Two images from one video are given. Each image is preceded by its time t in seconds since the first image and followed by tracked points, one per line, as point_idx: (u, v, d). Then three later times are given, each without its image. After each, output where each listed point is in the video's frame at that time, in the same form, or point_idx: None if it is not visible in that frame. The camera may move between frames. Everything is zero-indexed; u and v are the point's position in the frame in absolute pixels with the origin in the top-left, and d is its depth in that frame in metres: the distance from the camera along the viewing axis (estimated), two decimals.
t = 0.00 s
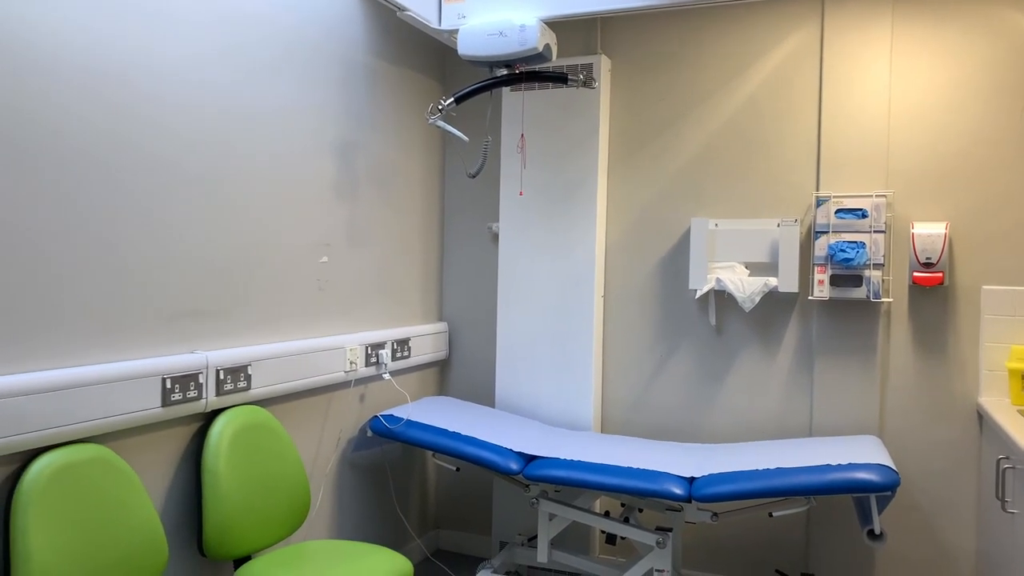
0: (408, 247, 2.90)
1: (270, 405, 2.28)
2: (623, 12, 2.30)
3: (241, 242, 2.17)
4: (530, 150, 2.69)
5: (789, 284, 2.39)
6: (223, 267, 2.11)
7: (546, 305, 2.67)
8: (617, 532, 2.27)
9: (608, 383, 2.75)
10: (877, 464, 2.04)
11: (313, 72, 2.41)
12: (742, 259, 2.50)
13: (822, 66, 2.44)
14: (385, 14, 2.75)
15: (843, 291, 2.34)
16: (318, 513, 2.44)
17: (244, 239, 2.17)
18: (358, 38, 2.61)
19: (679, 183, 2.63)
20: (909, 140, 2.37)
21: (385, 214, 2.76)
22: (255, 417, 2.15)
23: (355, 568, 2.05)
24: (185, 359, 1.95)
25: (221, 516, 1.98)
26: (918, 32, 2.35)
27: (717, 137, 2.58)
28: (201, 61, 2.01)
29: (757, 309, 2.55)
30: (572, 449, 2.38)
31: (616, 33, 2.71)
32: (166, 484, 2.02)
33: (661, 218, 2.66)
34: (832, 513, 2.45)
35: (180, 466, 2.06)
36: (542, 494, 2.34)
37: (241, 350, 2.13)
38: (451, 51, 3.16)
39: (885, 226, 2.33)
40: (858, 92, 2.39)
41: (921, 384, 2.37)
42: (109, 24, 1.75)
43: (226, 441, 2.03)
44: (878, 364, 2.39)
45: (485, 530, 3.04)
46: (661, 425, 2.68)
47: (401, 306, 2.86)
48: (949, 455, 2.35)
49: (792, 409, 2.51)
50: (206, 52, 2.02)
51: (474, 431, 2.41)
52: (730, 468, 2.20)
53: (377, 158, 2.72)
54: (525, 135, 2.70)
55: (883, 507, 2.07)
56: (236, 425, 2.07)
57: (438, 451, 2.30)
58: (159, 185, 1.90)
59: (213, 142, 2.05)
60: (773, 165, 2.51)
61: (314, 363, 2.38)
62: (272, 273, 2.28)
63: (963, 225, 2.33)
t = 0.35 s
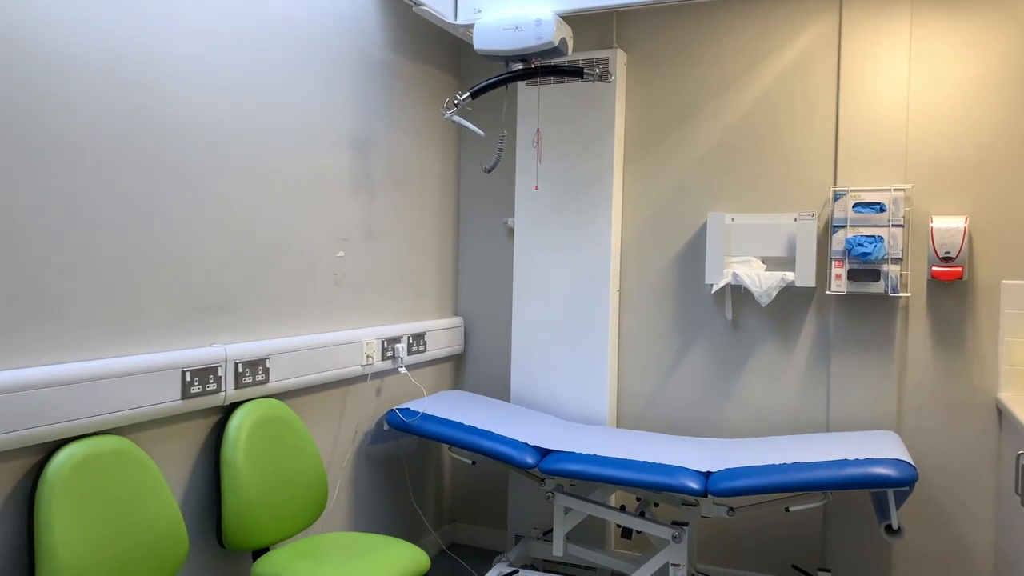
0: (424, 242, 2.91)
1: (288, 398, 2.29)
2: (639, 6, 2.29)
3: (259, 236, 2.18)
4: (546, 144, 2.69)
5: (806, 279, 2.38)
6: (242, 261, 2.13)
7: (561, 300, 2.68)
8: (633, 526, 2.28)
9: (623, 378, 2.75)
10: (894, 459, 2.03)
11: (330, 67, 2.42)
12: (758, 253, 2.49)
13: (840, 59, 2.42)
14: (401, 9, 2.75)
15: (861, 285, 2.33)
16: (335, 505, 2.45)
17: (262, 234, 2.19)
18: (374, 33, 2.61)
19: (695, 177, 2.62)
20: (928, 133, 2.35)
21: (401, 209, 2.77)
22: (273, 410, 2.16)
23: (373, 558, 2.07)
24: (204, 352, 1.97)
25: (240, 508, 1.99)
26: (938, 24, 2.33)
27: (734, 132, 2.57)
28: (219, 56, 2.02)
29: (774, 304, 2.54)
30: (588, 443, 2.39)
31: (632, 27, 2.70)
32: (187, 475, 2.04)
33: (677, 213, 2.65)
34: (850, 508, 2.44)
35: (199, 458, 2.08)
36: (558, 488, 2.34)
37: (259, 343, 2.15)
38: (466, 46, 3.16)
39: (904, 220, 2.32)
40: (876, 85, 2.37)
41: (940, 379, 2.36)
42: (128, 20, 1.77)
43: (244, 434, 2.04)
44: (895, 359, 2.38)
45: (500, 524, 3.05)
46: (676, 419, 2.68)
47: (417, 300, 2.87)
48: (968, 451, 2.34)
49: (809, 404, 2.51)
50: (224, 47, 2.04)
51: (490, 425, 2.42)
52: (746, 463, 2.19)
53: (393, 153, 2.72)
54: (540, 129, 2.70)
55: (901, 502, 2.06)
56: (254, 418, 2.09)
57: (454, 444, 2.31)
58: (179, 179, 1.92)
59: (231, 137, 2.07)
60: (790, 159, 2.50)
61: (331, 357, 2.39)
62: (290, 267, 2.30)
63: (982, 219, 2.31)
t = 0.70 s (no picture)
0: (439, 237, 2.92)
1: (305, 391, 2.31)
2: None
3: (276, 230, 2.20)
4: (561, 139, 2.69)
5: (823, 273, 2.37)
6: (259, 255, 2.14)
7: (576, 294, 2.68)
8: (648, 520, 2.28)
9: (638, 372, 2.75)
10: (911, 454, 2.02)
11: (345, 61, 2.43)
12: (775, 248, 2.48)
13: (857, 51, 2.41)
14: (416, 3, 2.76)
15: (878, 279, 2.31)
16: (351, 498, 2.47)
17: (279, 228, 2.21)
18: (389, 27, 2.62)
19: (711, 171, 2.62)
20: (947, 125, 2.33)
21: (416, 204, 2.78)
22: (291, 403, 2.18)
23: (390, 551, 2.08)
24: (222, 345, 1.99)
25: (258, 499, 2.01)
26: (958, 14, 2.30)
27: (750, 125, 2.56)
28: (235, 51, 2.03)
29: (790, 298, 2.53)
30: (603, 437, 2.39)
31: (647, 20, 2.70)
32: (205, 467, 2.06)
33: (692, 207, 2.65)
34: (867, 503, 2.43)
35: (217, 450, 2.09)
36: (572, 482, 2.36)
37: (277, 336, 2.16)
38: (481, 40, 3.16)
39: (922, 214, 2.31)
40: (894, 77, 2.35)
41: (958, 374, 2.34)
42: (145, 15, 1.79)
43: (262, 426, 2.06)
44: (913, 353, 2.36)
45: (515, 518, 3.06)
46: (692, 414, 2.67)
47: (432, 294, 2.88)
48: (986, 446, 2.32)
49: (826, 399, 2.50)
50: (241, 42, 2.05)
51: (505, 419, 2.42)
52: (763, 457, 2.19)
53: (409, 148, 2.73)
54: (556, 123, 2.70)
55: (919, 497, 2.04)
56: (272, 410, 2.11)
57: (470, 437, 2.32)
58: (196, 174, 1.93)
59: (248, 131, 2.08)
60: (807, 153, 2.49)
61: (348, 350, 2.40)
62: (307, 261, 2.31)
63: (1002, 213, 2.29)
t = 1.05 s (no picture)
0: (454, 231, 2.92)
1: (321, 384, 2.32)
2: None
3: (293, 224, 2.21)
4: (576, 132, 2.69)
5: (841, 267, 2.36)
6: (276, 249, 2.16)
7: (591, 288, 2.67)
8: (663, 514, 2.27)
9: (654, 367, 2.75)
10: (930, 449, 2.00)
11: (361, 55, 2.43)
12: (792, 242, 2.47)
13: (876, 43, 2.39)
14: None
15: (896, 273, 2.30)
16: (367, 490, 2.48)
17: (296, 222, 2.22)
18: (405, 21, 2.63)
19: (727, 164, 2.61)
20: (967, 118, 2.30)
21: (431, 198, 2.79)
22: (307, 396, 2.19)
23: (406, 543, 2.09)
24: (240, 338, 2.00)
25: (275, 491, 2.03)
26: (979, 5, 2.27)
27: (767, 118, 2.54)
28: (252, 45, 2.04)
29: (807, 292, 2.51)
30: (618, 431, 2.39)
31: (664, 12, 2.68)
32: (224, 459, 2.07)
33: (708, 201, 2.64)
34: (884, 498, 2.43)
35: (235, 442, 2.11)
36: (588, 475, 2.34)
37: (294, 329, 2.18)
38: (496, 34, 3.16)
39: (941, 207, 2.28)
40: (914, 69, 2.33)
41: (978, 369, 2.32)
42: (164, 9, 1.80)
43: (279, 418, 2.08)
44: (932, 348, 2.34)
45: (529, 512, 3.07)
46: (708, 408, 2.67)
47: (447, 288, 2.89)
48: (1006, 442, 2.30)
49: (843, 393, 2.48)
50: (259, 35, 2.06)
51: (520, 412, 2.43)
52: (779, 452, 2.18)
53: (424, 142, 2.74)
54: (571, 117, 2.70)
55: (936, 493, 2.03)
56: (289, 403, 2.12)
57: (485, 431, 2.32)
58: (214, 167, 1.94)
59: (265, 125, 2.10)
60: (825, 146, 2.47)
61: (364, 343, 2.41)
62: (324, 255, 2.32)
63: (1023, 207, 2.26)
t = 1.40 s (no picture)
0: (468, 225, 2.93)
1: (337, 377, 2.34)
2: None
3: (309, 218, 2.23)
4: (591, 126, 2.68)
5: (857, 261, 2.34)
6: (292, 242, 2.17)
7: (605, 282, 2.67)
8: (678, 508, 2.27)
9: (669, 361, 2.75)
10: (947, 443, 1.99)
11: (376, 49, 2.44)
12: (808, 235, 2.46)
13: (893, 35, 2.37)
14: None
15: (913, 267, 2.29)
16: (382, 483, 2.50)
17: (312, 216, 2.23)
18: (420, 15, 2.63)
19: (742, 158, 2.60)
20: (986, 110, 2.28)
21: (446, 192, 2.79)
22: (322, 388, 2.20)
23: (421, 534, 2.10)
24: (257, 331, 2.02)
25: (292, 482, 2.04)
26: None
27: (782, 112, 2.53)
28: (268, 39, 2.05)
29: (823, 286, 2.50)
30: (632, 425, 2.39)
31: (679, 5, 2.67)
32: (241, 450, 2.09)
33: (723, 195, 2.63)
34: (900, 493, 2.42)
35: (252, 435, 2.12)
36: (602, 469, 2.35)
37: (310, 323, 2.19)
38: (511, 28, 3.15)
39: (960, 200, 2.26)
40: (931, 62, 2.31)
41: (996, 364, 2.30)
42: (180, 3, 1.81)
43: (296, 410, 2.09)
44: (950, 343, 2.33)
45: (543, 505, 3.07)
46: (723, 402, 2.67)
47: (461, 282, 2.89)
48: None
49: (859, 388, 2.47)
50: (274, 30, 2.07)
51: (534, 406, 2.43)
52: (794, 446, 2.17)
53: (439, 136, 2.74)
54: (586, 110, 2.69)
55: (953, 488, 2.01)
56: (305, 395, 2.13)
57: (499, 424, 2.33)
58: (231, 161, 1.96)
59: (281, 119, 2.11)
60: (841, 139, 2.46)
61: (379, 337, 2.43)
62: (339, 249, 2.34)
63: None
